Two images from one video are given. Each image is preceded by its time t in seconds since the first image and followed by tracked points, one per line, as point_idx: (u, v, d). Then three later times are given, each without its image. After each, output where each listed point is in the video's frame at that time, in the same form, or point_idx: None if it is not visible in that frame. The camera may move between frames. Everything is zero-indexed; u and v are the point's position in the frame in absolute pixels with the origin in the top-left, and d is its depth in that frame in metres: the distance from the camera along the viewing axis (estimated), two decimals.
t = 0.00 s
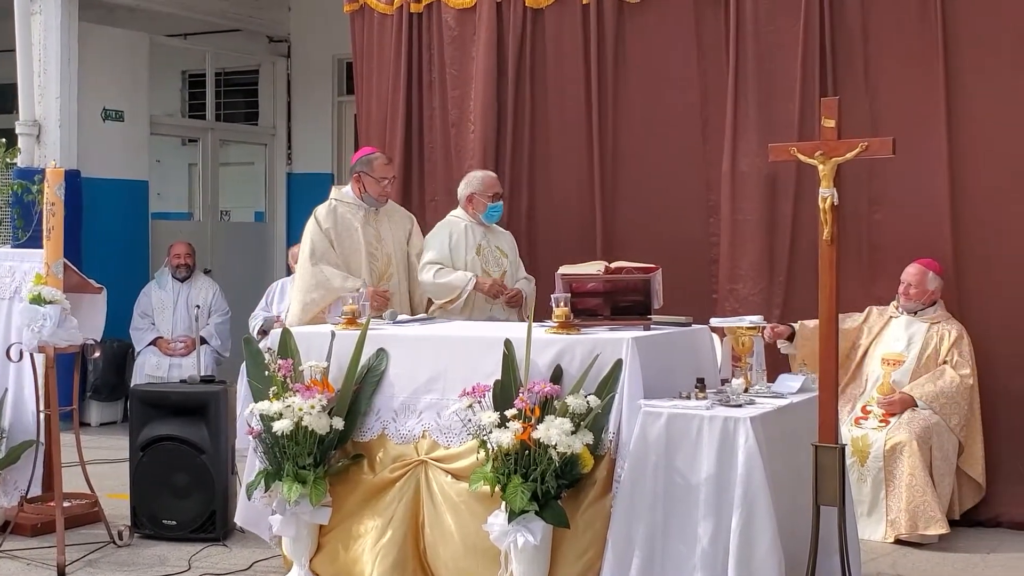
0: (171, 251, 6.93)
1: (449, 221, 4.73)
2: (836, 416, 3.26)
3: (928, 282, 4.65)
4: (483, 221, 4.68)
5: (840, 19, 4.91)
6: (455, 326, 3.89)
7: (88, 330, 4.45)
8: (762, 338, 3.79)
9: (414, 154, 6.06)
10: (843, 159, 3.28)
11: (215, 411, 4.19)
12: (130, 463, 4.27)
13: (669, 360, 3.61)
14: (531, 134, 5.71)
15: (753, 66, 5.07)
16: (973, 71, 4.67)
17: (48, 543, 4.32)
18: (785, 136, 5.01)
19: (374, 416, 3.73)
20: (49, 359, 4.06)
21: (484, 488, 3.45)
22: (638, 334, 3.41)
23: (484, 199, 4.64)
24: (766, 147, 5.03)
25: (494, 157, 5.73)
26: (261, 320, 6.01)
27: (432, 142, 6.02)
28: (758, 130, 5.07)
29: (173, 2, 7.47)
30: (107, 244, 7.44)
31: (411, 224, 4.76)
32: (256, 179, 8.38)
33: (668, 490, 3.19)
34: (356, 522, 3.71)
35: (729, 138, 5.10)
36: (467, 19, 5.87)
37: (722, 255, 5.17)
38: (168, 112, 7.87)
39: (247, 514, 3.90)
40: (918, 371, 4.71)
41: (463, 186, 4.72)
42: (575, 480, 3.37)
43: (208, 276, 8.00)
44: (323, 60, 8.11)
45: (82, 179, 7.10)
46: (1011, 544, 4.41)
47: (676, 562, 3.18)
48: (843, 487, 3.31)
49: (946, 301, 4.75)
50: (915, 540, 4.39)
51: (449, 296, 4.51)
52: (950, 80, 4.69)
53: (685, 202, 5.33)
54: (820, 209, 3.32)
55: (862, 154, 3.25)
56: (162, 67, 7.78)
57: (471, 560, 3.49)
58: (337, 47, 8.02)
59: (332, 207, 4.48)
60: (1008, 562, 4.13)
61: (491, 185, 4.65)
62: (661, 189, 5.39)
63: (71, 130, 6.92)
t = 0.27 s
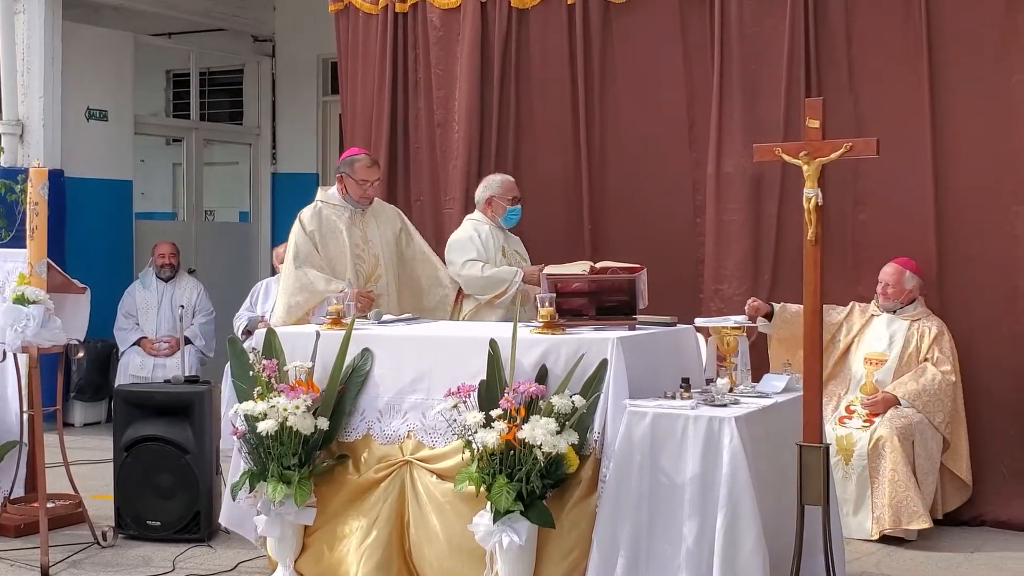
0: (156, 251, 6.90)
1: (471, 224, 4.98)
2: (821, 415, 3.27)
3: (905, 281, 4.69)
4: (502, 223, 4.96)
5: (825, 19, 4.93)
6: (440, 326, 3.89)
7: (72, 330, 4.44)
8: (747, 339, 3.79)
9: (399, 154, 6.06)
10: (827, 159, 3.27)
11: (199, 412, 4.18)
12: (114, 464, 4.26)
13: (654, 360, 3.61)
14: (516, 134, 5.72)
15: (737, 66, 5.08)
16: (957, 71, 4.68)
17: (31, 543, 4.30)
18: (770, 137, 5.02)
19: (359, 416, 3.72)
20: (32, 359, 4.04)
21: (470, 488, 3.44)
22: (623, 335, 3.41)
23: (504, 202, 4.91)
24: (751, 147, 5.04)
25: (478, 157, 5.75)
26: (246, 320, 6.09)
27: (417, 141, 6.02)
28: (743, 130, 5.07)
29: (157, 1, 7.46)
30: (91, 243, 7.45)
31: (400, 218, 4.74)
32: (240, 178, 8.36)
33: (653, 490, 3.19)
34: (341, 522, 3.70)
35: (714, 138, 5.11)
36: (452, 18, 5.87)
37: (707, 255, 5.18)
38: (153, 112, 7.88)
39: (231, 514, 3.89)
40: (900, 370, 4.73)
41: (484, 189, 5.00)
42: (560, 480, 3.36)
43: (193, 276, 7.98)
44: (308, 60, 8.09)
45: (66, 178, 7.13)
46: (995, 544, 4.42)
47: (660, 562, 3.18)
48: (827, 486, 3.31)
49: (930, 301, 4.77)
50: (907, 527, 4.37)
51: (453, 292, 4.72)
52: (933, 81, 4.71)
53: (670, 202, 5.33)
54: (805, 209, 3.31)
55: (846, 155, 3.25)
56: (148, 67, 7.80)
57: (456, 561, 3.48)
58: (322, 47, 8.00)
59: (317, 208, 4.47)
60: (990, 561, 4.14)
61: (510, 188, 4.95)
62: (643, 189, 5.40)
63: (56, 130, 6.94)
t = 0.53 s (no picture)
0: (142, 251, 6.89)
1: (502, 225, 4.79)
2: (807, 415, 3.27)
3: (874, 279, 4.72)
4: (527, 221, 4.90)
5: (811, 20, 4.94)
6: (428, 326, 3.88)
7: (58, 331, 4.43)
8: (735, 338, 3.79)
9: (386, 154, 6.06)
10: (813, 160, 3.28)
11: (186, 412, 4.17)
12: (100, 464, 4.25)
13: (642, 360, 3.61)
14: (503, 134, 5.72)
15: (724, 67, 5.09)
16: (944, 73, 4.70)
17: (17, 544, 4.29)
18: (758, 137, 5.03)
19: (346, 416, 3.72)
20: (18, 360, 4.02)
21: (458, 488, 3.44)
22: (611, 335, 3.41)
23: (529, 199, 4.84)
24: (737, 148, 5.05)
25: (464, 156, 5.76)
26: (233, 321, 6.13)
27: (404, 141, 6.02)
28: (730, 130, 5.08)
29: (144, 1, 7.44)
30: (78, 243, 7.46)
31: (391, 215, 4.72)
32: (227, 178, 8.34)
33: (640, 490, 3.19)
34: (328, 523, 3.69)
35: (701, 139, 5.12)
36: (439, 19, 5.87)
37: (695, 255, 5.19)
38: (140, 111, 7.88)
39: (218, 515, 3.89)
40: (876, 366, 4.72)
41: (507, 188, 4.90)
42: (548, 480, 3.36)
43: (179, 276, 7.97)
44: (295, 60, 8.07)
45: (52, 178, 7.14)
46: (980, 543, 4.44)
47: (647, 561, 3.18)
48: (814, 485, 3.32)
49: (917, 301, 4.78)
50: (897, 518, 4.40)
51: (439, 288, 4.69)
52: (920, 82, 4.73)
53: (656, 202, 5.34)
54: (792, 209, 3.32)
55: (832, 155, 3.26)
56: (134, 68, 7.81)
57: (442, 561, 3.48)
58: (308, 47, 7.98)
59: (302, 211, 4.46)
60: (975, 560, 4.16)
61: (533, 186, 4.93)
62: (629, 189, 5.41)
63: (42, 130, 6.92)
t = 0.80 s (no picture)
0: (133, 251, 6.89)
1: (534, 228, 4.67)
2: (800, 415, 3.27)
3: (851, 278, 4.72)
4: (555, 223, 4.83)
5: (804, 21, 4.95)
6: (420, 326, 3.88)
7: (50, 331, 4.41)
8: (727, 339, 3.79)
9: (378, 154, 6.06)
10: (805, 160, 3.28)
11: (178, 412, 4.17)
12: (92, 464, 4.24)
13: (634, 360, 3.61)
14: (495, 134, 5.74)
15: (717, 67, 5.09)
16: (936, 74, 4.71)
17: (8, 544, 4.28)
18: (750, 137, 5.04)
19: (339, 417, 3.71)
20: (10, 360, 4.01)
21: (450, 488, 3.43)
22: (604, 335, 3.41)
23: (556, 201, 4.76)
24: (729, 148, 5.06)
25: (456, 156, 5.76)
26: (225, 321, 6.13)
27: (397, 141, 6.02)
28: (722, 130, 5.09)
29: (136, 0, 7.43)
30: (70, 243, 7.48)
31: (389, 216, 4.67)
32: (219, 177, 8.30)
33: (633, 490, 3.19)
34: (320, 524, 3.68)
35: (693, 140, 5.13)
36: (432, 18, 5.88)
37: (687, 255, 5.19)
38: (132, 111, 7.84)
39: (210, 515, 3.88)
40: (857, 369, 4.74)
41: (533, 190, 4.78)
42: (540, 480, 3.36)
43: (171, 276, 7.96)
44: (287, 59, 8.08)
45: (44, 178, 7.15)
46: (972, 543, 4.45)
47: (640, 561, 3.17)
48: (806, 486, 3.31)
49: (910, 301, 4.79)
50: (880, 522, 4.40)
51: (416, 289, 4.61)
52: (912, 82, 4.74)
53: (648, 202, 5.36)
54: (784, 209, 3.32)
55: (824, 155, 3.26)
56: (125, 68, 7.77)
57: (435, 561, 3.47)
58: (302, 47, 7.99)
59: (298, 210, 4.46)
60: (968, 560, 4.17)
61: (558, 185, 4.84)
62: (620, 188, 5.43)
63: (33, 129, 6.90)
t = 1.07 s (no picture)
0: (127, 252, 6.87)
1: (583, 235, 4.62)
2: (794, 416, 3.26)
3: (842, 279, 4.72)
4: (599, 228, 4.80)
5: (798, 22, 4.97)
6: (416, 327, 3.87)
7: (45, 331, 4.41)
8: (722, 339, 3.79)
9: (372, 154, 6.06)
10: (800, 160, 3.27)
11: (172, 413, 4.16)
12: (86, 465, 4.24)
13: (629, 360, 3.61)
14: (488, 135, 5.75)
15: (712, 67, 5.09)
16: (929, 74, 4.72)
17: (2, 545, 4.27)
18: (744, 138, 5.05)
19: (333, 417, 3.70)
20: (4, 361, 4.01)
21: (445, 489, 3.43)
22: (598, 335, 3.40)
23: (604, 207, 4.74)
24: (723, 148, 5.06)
25: (448, 155, 5.75)
26: (218, 321, 6.13)
27: (391, 142, 6.03)
28: (717, 131, 5.09)
29: None
30: (65, 245, 7.48)
31: (400, 217, 4.60)
32: (213, 179, 8.29)
33: (627, 490, 3.18)
34: (314, 524, 3.68)
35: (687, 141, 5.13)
36: (426, 19, 5.87)
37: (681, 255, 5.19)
38: (127, 112, 7.87)
39: (204, 515, 3.87)
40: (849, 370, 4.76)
41: (580, 196, 4.74)
42: (535, 481, 3.36)
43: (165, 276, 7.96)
44: (281, 60, 8.06)
45: (37, 179, 7.17)
46: (966, 543, 4.46)
47: (635, 561, 3.17)
48: (800, 486, 3.31)
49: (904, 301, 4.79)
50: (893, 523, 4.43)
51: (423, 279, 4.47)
52: (905, 83, 4.75)
53: (642, 202, 5.37)
54: (779, 210, 3.32)
55: (818, 156, 3.26)
56: (120, 68, 7.81)
57: (429, 561, 3.47)
58: (296, 47, 7.97)
59: (309, 208, 4.47)
60: (962, 560, 4.17)
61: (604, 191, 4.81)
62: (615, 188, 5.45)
63: (27, 129, 6.91)
